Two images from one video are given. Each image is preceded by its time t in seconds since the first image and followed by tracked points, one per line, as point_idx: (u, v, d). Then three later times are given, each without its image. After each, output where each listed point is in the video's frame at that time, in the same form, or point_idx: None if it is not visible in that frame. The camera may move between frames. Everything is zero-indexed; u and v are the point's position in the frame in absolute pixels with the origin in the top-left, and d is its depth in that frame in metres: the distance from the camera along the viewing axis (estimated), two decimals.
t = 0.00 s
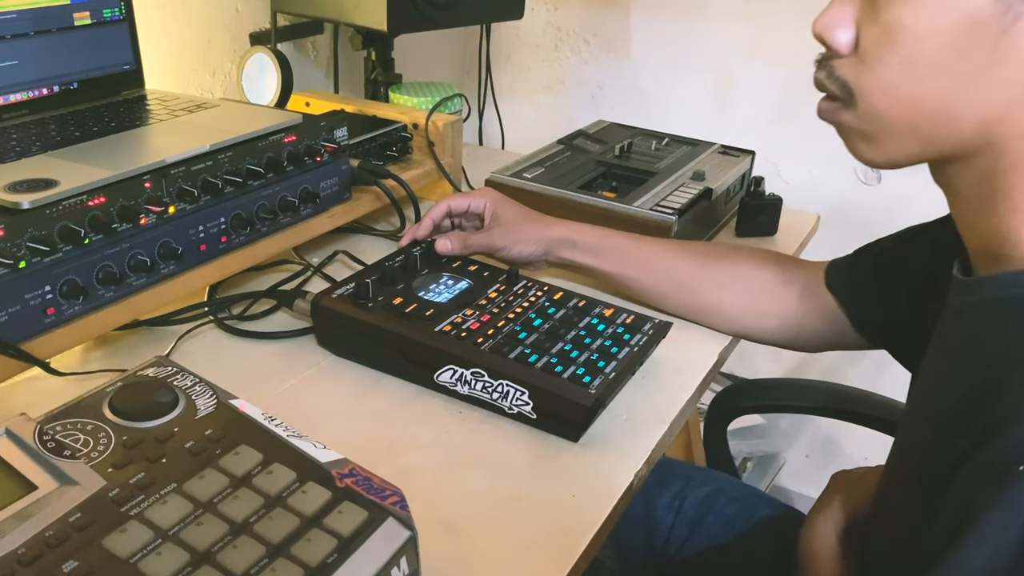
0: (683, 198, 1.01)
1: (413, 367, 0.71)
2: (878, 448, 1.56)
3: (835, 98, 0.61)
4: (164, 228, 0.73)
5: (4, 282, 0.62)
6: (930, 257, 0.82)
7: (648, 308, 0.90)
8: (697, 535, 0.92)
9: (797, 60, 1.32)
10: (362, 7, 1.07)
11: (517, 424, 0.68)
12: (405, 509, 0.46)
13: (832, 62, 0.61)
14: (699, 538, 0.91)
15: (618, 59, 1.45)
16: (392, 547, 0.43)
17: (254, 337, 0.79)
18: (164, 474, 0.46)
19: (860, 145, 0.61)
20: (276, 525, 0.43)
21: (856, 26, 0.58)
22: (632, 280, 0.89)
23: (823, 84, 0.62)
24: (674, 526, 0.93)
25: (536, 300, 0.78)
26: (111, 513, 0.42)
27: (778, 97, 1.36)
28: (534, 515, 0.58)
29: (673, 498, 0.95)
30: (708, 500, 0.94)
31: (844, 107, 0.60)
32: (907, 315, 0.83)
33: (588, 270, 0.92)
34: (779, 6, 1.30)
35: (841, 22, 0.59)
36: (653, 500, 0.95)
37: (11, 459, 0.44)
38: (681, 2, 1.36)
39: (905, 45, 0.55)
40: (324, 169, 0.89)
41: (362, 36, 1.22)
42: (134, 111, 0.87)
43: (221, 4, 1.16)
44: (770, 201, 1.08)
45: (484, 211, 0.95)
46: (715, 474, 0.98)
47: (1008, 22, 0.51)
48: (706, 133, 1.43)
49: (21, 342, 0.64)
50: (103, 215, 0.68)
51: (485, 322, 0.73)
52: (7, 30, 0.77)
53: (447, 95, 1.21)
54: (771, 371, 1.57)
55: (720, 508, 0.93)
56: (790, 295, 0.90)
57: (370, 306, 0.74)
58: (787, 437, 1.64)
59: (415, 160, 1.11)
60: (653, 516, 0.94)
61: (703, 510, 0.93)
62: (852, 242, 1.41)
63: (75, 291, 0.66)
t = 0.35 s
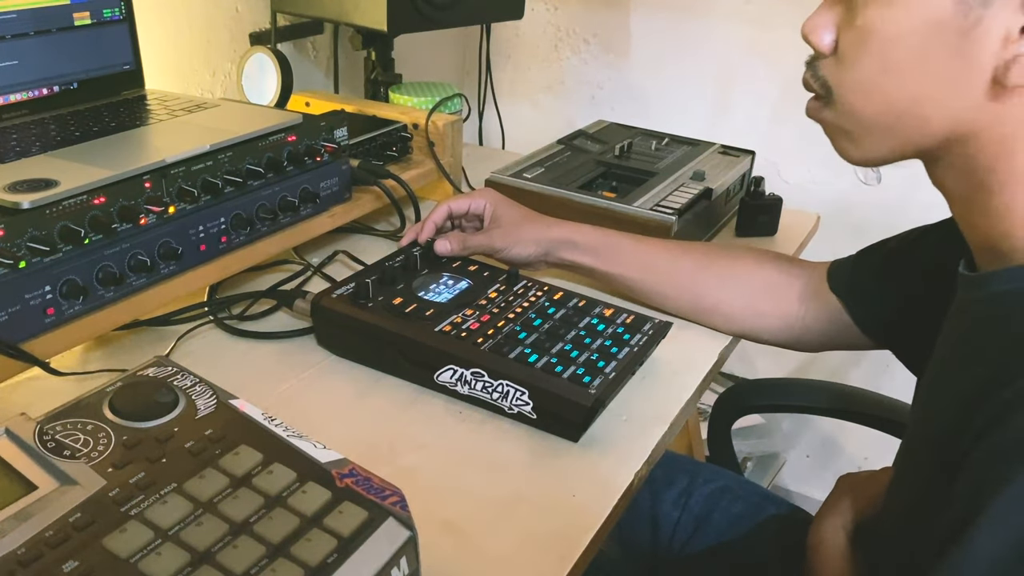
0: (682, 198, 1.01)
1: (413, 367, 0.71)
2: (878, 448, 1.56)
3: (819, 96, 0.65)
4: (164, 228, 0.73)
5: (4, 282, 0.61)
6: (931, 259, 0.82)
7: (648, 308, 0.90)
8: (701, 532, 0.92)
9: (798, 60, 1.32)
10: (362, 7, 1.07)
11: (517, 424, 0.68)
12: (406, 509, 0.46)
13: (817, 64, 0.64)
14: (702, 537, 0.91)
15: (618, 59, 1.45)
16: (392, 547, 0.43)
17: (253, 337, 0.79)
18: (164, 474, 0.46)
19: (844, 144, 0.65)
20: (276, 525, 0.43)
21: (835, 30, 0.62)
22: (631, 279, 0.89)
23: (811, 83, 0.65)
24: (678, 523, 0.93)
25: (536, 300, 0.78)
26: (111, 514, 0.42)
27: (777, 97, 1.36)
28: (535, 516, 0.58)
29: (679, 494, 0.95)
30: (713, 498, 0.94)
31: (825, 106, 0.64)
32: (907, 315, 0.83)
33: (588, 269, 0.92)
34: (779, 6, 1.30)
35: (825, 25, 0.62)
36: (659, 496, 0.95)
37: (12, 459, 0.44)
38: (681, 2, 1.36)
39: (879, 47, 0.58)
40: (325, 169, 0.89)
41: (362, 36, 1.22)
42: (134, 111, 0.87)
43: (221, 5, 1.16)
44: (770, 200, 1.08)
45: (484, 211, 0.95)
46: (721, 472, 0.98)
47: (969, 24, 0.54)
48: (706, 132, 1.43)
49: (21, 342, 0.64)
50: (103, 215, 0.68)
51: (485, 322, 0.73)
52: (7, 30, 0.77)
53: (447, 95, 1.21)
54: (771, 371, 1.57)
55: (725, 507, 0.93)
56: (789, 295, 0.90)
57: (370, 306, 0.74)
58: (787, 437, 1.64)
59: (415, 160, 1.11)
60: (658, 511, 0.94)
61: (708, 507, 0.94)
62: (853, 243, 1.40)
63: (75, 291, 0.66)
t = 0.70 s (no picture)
0: (682, 198, 1.01)
1: (413, 367, 0.71)
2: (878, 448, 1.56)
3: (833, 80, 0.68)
4: (164, 228, 0.73)
5: (4, 282, 0.61)
6: (931, 258, 0.82)
7: (648, 309, 0.90)
8: (703, 531, 0.92)
9: (798, 60, 1.32)
10: (362, 7, 1.07)
11: (517, 425, 0.68)
12: (406, 509, 0.46)
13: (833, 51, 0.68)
14: (703, 536, 0.91)
15: (618, 59, 1.45)
16: (392, 547, 0.43)
17: (253, 337, 0.79)
18: (164, 474, 0.46)
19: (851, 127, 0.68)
20: (276, 524, 0.43)
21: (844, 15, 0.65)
22: (631, 279, 0.89)
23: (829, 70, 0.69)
24: (682, 519, 0.93)
25: (536, 300, 0.78)
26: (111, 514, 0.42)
27: (777, 97, 1.36)
28: (534, 516, 0.58)
29: (684, 491, 0.95)
30: (716, 496, 0.94)
31: (836, 89, 0.68)
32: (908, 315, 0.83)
33: (588, 270, 0.92)
34: (779, 6, 1.30)
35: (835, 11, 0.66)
36: (662, 495, 0.95)
37: (12, 459, 0.44)
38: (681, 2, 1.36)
39: (869, 32, 0.62)
40: (325, 169, 0.89)
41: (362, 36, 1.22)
42: (134, 111, 0.87)
43: (222, 5, 1.16)
44: (770, 201, 1.08)
45: (484, 211, 0.95)
46: (726, 469, 0.98)
47: (946, 9, 0.56)
48: (706, 132, 1.43)
49: (21, 342, 0.64)
50: (103, 215, 0.68)
51: (485, 322, 0.73)
52: (7, 30, 0.77)
53: (447, 95, 1.21)
54: (771, 371, 1.57)
55: (728, 505, 0.93)
56: (790, 295, 0.90)
57: (370, 306, 0.74)
58: (788, 437, 1.64)
59: (415, 160, 1.11)
60: (663, 505, 0.94)
61: (710, 506, 0.94)
62: (853, 243, 1.40)
63: (74, 291, 0.66)
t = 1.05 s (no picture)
0: (682, 198, 1.01)
1: (413, 367, 0.71)
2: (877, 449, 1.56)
3: (822, 97, 0.68)
4: (164, 228, 0.73)
5: (4, 282, 0.61)
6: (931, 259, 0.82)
7: (648, 309, 0.90)
8: (705, 530, 0.92)
9: (798, 60, 1.32)
10: (362, 6, 1.07)
11: (517, 424, 0.68)
12: (406, 509, 0.46)
13: (818, 68, 0.67)
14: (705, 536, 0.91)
15: (618, 59, 1.45)
16: (392, 547, 0.43)
17: (254, 337, 0.79)
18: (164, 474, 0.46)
19: (846, 140, 0.67)
20: (277, 524, 0.43)
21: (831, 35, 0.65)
22: (632, 279, 0.89)
23: (817, 89, 0.69)
24: (685, 519, 0.93)
25: (536, 300, 0.78)
26: (111, 514, 0.42)
27: (778, 97, 1.36)
28: (535, 516, 0.58)
29: (687, 491, 0.95)
30: (718, 496, 0.94)
31: (826, 106, 0.67)
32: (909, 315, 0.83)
33: (588, 270, 0.91)
34: (779, 6, 1.30)
35: (824, 30, 0.65)
36: (664, 494, 0.95)
37: (12, 459, 0.44)
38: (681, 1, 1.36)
39: (863, 46, 0.61)
40: (325, 169, 0.89)
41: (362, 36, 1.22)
42: (134, 111, 0.87)
43: (222, 5, 1.16)
44: (770, 201, 1.08)
45: (484, 212, 0.95)
46: (732, 469, 0.98)
47: (944, 18, 0.56)
48: (707, 132, 1.43)
49: (22, 342, 0.64)
50: (103, 215, 0.68)
51: (485, 322, 0.73)
52: (7, 30, 0.77)
53: (447, 95, 1.21)
54: (772, 372, 1.57)
55: (732, 505, 0.93)
56: (790, 295, 0.90)
57: (370, 306, 0.74)
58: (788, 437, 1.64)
59: (415, 160, 1.11)
60: (665, 505, 0.94)
61: (712, 506, 0.94)
62: (854, 243, 1.40)
63: (75, 291, 0.66)
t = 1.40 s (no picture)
0: (682, 198, 1.01)
1: (413, 367, 0.71)
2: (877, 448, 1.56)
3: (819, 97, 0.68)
4: (164, 228, 0.73)
5: (4, 282, 0.62)
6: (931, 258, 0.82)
7: (648, 309, 0.90)
8: (706, 530, 0.92)
9: (798, 60, 1.32)
10: (362, 6, 1.07)
11: (518, 424, 0.68)
12: (406, 509, 0.46)
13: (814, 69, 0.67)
14: (706, 535, 0.91)
15: (618, 59, 1.45)
16: (392, 547, 0.43)
17: (254, 337, 0.79)
18: (165, 474, 0.46)
19: (846, 141, 0.67)
20: (277, 524, 0.43)
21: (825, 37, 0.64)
22: (631, 279, 0.89)
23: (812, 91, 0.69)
24: (685, 518, 0.93)
25: (536, 300, 0.78)
26: (111, 514, 0.42)
27: (778, 97, 1.36)
28: (535, 516, 0.58)
29: (687, 491, 0.95)
30: (718, 495, 0.94)
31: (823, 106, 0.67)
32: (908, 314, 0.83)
33: (588, 269, 0.91)
34: (779, 6, 1.30)
35: (816, 33, 0.65)
36: (665, 493, 0.95)
37: (12, 459, 0.44)
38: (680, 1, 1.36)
39: (858, 48, 0.61)
40: (325, 169, 0.89)
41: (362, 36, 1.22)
42: (134, 111, 0.87)
43: (222, 5, 1.16)
44: (770, 201, 1.08)
45: (484, 212, 0.95)
46: (734, 468, 0.98)
47: (934, 20, 0.56)
48: (707, 132, 1.43)
49: (21, 342, 0.64)
50: (103, 215, 0.68)
51: (485, 322, 0.73)
52: (8, 30, 0.77)
53: (447, 95, 1.21)
54: (771, 372, 1.57)
55: (732, 504, 0.93)
56: (789, 295, 0.90)
57: (370, 306, 0.74)
58: (787, 437, 1.64)
59: (415, 160, 1.11)
60: (666, 504, 0.94)
61: (713, 505, 0.94)
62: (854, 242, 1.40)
63: (74, 291, 0.66)
